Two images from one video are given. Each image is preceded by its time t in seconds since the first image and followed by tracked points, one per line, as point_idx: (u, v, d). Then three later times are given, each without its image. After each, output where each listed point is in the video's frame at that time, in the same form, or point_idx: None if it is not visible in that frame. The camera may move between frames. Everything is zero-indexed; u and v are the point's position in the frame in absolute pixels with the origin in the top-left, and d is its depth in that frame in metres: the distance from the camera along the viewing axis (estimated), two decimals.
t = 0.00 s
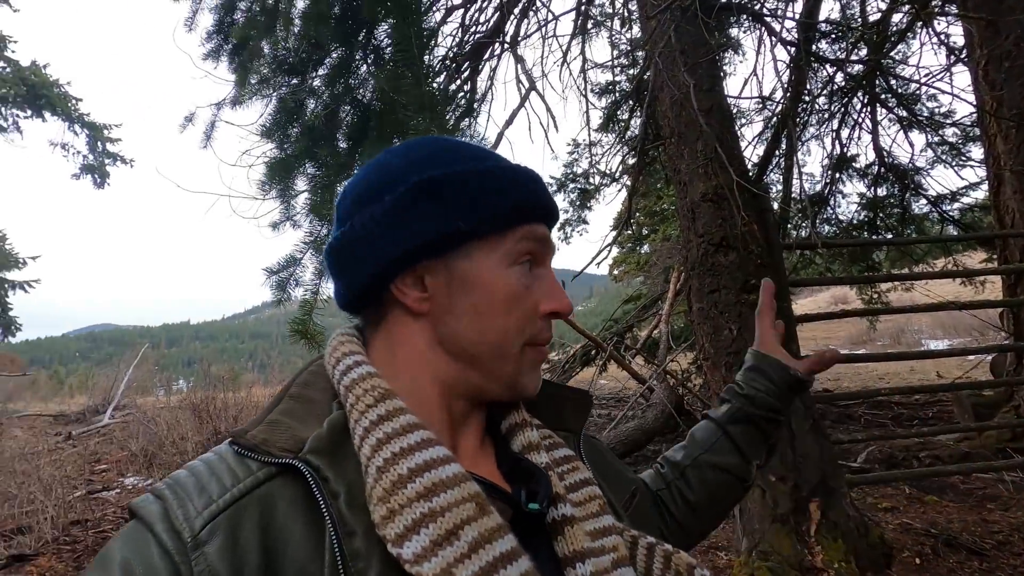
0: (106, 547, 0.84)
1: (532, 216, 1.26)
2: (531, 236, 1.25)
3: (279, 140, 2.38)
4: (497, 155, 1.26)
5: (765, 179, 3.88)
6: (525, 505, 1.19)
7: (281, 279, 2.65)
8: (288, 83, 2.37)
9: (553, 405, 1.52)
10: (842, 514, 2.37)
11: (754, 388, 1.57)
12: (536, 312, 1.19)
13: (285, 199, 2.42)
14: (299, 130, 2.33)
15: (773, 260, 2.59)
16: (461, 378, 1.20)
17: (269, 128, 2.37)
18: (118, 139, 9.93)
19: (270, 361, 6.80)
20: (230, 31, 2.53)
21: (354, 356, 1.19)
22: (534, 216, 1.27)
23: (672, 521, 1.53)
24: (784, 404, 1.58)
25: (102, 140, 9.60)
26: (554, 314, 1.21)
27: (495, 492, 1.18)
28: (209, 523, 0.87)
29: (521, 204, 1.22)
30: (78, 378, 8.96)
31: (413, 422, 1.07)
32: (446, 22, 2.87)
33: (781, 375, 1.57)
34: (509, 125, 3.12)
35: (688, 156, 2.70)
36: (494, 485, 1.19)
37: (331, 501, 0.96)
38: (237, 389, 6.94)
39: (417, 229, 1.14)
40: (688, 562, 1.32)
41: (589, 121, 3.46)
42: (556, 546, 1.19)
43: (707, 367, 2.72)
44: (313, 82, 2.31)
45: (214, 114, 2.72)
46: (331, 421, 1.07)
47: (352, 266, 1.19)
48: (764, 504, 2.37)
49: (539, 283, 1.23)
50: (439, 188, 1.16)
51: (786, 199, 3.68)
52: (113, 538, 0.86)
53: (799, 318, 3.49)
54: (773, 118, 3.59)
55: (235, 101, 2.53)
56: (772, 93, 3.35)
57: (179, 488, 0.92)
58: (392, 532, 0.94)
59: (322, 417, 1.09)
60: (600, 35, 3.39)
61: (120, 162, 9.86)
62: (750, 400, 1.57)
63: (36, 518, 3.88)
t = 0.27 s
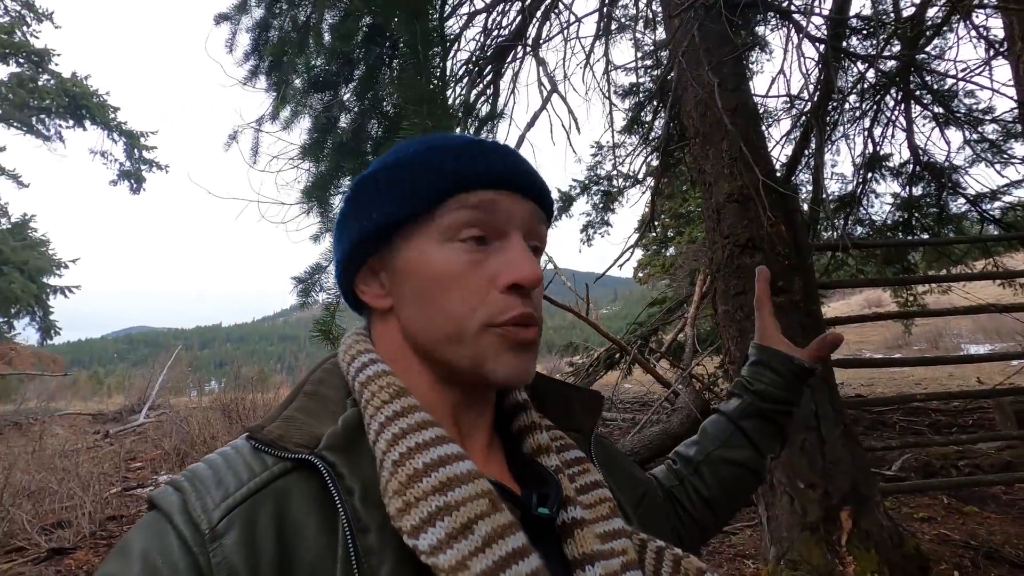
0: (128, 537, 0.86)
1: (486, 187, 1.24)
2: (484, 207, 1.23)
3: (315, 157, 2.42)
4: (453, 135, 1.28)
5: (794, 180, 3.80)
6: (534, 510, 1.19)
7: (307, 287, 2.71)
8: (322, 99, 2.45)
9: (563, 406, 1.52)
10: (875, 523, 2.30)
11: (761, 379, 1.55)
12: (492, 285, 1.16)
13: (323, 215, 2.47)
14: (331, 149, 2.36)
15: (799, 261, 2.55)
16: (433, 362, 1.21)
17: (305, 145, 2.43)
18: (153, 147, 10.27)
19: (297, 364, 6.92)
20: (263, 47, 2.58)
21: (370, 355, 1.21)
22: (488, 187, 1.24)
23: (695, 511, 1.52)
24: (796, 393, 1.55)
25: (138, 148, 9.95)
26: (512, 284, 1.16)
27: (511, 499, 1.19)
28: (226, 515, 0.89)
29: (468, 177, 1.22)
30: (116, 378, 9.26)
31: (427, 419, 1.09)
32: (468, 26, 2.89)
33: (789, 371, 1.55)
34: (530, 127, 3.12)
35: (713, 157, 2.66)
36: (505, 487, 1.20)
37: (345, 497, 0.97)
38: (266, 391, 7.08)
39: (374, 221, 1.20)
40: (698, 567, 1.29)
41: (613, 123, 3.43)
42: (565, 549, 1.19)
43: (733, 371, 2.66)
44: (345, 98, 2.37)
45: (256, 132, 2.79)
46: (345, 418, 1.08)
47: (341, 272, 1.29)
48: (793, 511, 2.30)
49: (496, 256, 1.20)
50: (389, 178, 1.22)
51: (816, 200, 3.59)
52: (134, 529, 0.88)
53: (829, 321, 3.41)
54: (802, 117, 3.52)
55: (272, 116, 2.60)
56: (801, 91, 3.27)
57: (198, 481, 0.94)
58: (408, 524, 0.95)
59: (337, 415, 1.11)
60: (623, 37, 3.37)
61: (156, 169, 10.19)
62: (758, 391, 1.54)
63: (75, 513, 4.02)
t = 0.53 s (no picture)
0: (157, 527, 0.89)
1: (469, 220, 1.19)
2: (466, 243, 1.19)
3: (346, 174, 2.52)
4: (444, 153, 1.22)
5: (817, 184, 3.74)
6: (541, 510, 1.19)
7: (343, 301, 2.77)
8: (351, 115, 2.53)
9: (576, 403, 1.50)
10: (906, 534, 2.21)
11: (885, 415, 1.55)
12: (469, 329, 1.16)
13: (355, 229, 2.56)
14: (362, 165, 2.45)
15: (822, 266, 2.50)
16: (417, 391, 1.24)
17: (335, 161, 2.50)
18: (181, 156, 10.53)
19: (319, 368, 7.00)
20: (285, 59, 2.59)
21: (379, 355, 1.22)
22: (472, 220, 1.19)
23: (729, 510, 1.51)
24: (903, 445, 1.54)
25: (167, 156, 10.21)
26: (489, 331, 1.15)
27: (519, 501, 1.17)
28: (244, 504, 0.90)
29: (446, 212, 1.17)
30: (145, 382, 9.49)
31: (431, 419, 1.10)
32: (488, 32, 2.90)
33: (911, 411, 1.55)
34: (550, 131, 3.11)
35: (734, 160, 2.63)
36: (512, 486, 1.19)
37: (356, 490, 0.97)
38: (288, 394, 7.18)
39: (362, 245, 1.24)
40: (715, 561, 1.27)
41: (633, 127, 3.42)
42: (577, 546, 1.19)
43: (757, 376, 2.59)
44: (375, 115, 2.47)
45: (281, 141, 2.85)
46: (356, 415, 1.09)
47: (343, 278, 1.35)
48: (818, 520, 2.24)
49: (476, 295, 1.18)
50: (376, 203, 1.22)
51: (841, 204, 3.53)
52: (161, 520, 0.90)
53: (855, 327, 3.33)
54: (825, 119, 3.46)
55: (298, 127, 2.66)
56: (824, 94, 3.23)
57: (219, 473, 0.95)
58: (408, 524, 0.96)
59: (348, 411, 1.11)
60: (643, 42, 3.36)
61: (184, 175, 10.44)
62: (880, 426, 1.54)
63: (104, 513, 4.11)
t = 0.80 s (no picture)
0: (198, 516, 0.90)
1: (494, 221, 1.20)
2: (491, 244, 1.20)
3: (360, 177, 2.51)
4: (466, 158, 1.23)
5: (832, 188, 3.71)
6: (566, 510, 1.19)
7: (368, 309, 2.77)
8: (366, 118, 2.50)
9: (599, 404, 1.50)
10: (926, 541, 2.17)
11: (918, 427, 1.52)
12: (498, 328, 1.17)
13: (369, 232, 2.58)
14: (377, 169, 2.45)
15: (837, 270, 2.48)
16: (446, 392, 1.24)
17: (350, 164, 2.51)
18: (196, 163, 10.69)
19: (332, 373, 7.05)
20: (299, 65, 2.63)
21: (407, 354, 1.23)
22: (497, 220, 1.20)
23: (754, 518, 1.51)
24: (937, 459, 1.51)
25: (183, 163, 10.37)
26: (518, 328, 1.16)
27: (543, 498, 1.19)
28: (281, 495, 0.91)
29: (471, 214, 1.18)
30: (160, 387, 9.59)
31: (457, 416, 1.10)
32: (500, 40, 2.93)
33: (944, 422, 1.51)
34: (560, 137, 3.12)
35: (747, 164, 2.62)
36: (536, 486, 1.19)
37: (386, 484, 0.99)
38: (301, 399, 7.23)
39: (389, 250, 1.26)
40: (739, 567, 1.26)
41: (645, 132, 3.42)
42: (600, 547, 1.18)
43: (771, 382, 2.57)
44: (390, 119, 2.48)
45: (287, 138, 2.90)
46: (386, 411, 1.10)
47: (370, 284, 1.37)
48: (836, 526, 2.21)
49: (503, 295, 1.19)
50: (402, 208, 1.23)
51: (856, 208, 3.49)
52: (202, 509, 0.91)
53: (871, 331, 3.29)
54: (840, 122, 3.43)
55: (306, 126, 2.67)
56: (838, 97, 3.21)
57: (257, 464, 0.97)
58: (436, 518, 0.96)
59: (378, 408, 1.13)
60: (655, 46, 3.35)
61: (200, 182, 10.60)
62: (913, 439, 1.51)
63: (122, 516, 4.15)
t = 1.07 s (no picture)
0: (198, 519, 0.90)
1: (506, 216, 1.20)
2: (503, 239, 1.19)
3: (357, 169, 2.50)
4: (476, 153, 1.23)
5: (840, 182, 3.67)
6: (574, 517, 1.19)
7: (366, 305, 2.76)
8: (363, 111, 2.53)
9: (609, 407, 1.50)
10: (936, 540, 2.15)
11: (937, 435, 1.51)
12: (511, 322, 1.16)
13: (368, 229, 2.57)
14: (374, 162, 2.45)
15: (846, 267, 2.45)
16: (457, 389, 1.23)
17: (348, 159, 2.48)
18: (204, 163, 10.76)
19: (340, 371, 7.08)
20: (298, 58, 2.60)
21: (414, 356, 1.23)
22: (508, 215, 1.20)
23: (766, 524, 1.49)
24: (953, 468, 1.50)
25: (191, 163, 10.44)
26: (531, 323, 1.15)
27: (551, 506, 1.18)
28: (282, 501, 0.91)
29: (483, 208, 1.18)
30: (171, 385, 9.68)
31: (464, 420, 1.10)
32: (503, 37, 2.92)
33: (965, 431, 1.50)
34: (565, 134, 3.11)
35: (754, 160, 2.60)
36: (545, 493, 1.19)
37: (390, 491, 0.98)
38: (309, 397, 7.27)
39: (398, 247, 1.25)
40: None
41: (650, 128, 3.40)
42: (609, 555, 1.18)
43: (779, 379, 2.55)
44: (388, 112, 2.46)
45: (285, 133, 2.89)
46: (392, 415, 1.10)
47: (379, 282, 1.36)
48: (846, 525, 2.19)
49: (516, 290, 1.18)
50: (412, 204, 1.23)
51: (865, 203, 3.45)
52: (203, 512, 0.92)
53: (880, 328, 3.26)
54: (848, 116, 3.39)
55: (305, 122, 2.67)
56: (846, 90, 3.17)
57: (259, 468, 0.97)
58: (441, 526, 0.96)
59: (384, 412, 1.13)
60: (660, 41, 3.33)
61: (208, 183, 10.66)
62: (930, 447, 1.50)
63: (133, 514, 4.20)
